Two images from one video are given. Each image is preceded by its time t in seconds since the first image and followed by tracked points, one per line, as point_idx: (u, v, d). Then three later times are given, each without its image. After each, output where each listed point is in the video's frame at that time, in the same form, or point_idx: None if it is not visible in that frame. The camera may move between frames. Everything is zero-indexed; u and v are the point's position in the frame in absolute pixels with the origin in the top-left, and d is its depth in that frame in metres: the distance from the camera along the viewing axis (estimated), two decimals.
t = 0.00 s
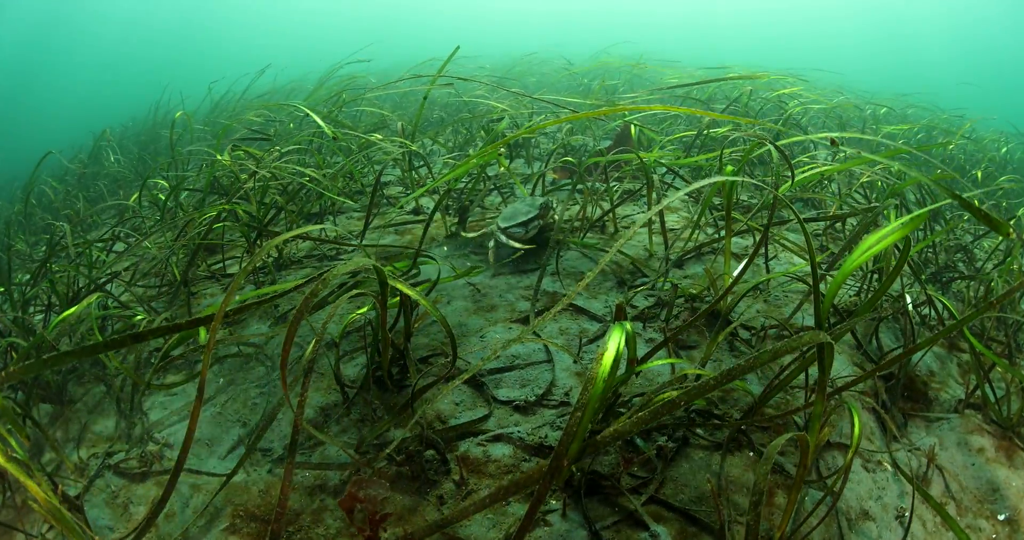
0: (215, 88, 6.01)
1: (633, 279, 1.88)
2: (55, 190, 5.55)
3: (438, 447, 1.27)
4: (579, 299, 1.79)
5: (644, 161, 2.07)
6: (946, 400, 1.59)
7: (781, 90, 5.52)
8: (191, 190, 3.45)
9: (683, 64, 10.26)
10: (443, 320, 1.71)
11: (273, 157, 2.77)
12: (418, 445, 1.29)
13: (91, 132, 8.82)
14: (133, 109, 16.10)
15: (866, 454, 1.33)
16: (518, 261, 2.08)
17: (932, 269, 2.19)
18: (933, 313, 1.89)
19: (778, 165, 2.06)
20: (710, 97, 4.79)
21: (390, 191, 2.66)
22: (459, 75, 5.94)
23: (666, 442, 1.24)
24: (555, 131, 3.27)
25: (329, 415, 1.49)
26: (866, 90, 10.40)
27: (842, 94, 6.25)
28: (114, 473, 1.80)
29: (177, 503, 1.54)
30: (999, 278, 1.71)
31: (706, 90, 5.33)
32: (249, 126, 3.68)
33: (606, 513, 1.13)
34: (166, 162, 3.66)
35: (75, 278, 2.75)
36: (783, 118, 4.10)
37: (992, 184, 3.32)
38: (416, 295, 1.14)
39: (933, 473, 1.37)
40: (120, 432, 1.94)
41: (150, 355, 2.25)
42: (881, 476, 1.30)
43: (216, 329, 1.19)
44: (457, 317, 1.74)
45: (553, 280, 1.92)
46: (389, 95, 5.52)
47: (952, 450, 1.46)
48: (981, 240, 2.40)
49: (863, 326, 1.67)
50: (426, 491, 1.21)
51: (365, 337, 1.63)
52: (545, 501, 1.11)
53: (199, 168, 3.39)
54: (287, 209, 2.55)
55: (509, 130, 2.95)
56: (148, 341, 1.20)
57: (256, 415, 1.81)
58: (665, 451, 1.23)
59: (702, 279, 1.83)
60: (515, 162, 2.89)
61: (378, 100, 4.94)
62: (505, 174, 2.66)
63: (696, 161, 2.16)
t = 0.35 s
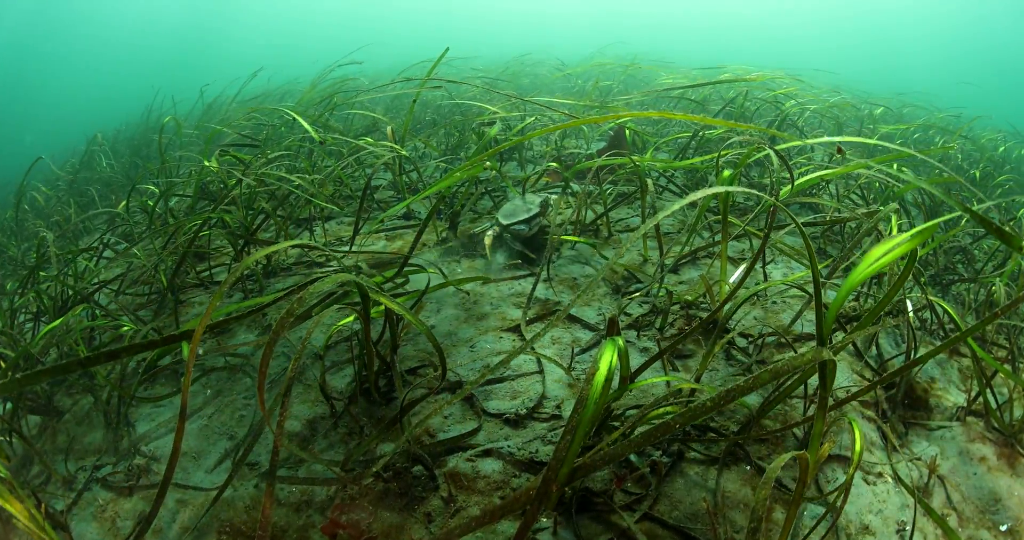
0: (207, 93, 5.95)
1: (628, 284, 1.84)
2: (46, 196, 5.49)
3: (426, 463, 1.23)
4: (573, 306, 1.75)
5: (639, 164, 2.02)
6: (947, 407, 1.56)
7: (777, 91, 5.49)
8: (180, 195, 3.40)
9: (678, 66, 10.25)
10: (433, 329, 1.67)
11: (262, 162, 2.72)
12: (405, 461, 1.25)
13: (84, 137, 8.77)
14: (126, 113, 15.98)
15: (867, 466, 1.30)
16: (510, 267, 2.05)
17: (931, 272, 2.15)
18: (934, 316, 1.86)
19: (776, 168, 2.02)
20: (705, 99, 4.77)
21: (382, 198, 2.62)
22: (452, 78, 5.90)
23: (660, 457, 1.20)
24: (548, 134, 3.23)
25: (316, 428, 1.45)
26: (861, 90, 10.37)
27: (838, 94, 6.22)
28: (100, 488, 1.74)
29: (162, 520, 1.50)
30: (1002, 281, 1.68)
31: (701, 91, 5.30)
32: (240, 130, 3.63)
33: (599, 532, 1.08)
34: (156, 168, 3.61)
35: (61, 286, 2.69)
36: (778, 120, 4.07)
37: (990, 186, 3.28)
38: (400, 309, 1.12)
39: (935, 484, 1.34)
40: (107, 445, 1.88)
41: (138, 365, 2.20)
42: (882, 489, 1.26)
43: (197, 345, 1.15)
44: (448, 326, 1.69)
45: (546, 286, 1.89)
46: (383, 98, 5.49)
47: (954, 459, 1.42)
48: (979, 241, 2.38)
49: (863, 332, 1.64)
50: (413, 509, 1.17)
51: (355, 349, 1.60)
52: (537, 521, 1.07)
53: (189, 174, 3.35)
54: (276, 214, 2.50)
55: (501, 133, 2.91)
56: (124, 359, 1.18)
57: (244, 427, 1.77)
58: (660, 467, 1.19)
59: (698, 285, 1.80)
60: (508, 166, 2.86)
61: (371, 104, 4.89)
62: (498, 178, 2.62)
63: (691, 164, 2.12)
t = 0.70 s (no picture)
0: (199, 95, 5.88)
1: (622, 290, 1.81)
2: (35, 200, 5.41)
3: (412, 479, 1.19)
4: (565, 313, 1.71)
5: (633, 167, 1.98)
6: (947, 415, 1.52)
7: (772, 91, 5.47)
8: (169, 198, 3.34)
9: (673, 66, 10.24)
10: (421, 337, 1.63)
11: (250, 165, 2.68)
12: (391, 475, 1.21)
13: (78, 139, 8.68)
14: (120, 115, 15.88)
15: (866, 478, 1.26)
16: (502, 272, 2.01)
17: (930, 275, 2.12)
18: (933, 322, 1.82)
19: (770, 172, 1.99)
20: (700, 100, 4.74)
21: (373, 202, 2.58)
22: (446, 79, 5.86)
23: (653, 471, 1.16)
24: (542, 135, 3.19)
25: (301, 441, 1.41)
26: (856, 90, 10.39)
27: (833, 94, 6.20)
28: (86, 499, 1.67)
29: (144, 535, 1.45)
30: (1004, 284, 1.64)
31: (697, 91, 5.28)
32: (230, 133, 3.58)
33: None
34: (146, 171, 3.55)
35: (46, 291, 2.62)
36: (774, 120, 4.04)
37: (987, 186, 3.26)
38: (384, 322, 1.08)
39: (936, 495, 1.31)
40: (92, 455, 1.80)
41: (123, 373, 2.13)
42: (882, 501, 1.23)
43: (171, 359, 1.10)
44: (437, 334, 1.66)
45: (538, 292, 1.85)
46: (376, 100, 5.44)
47: (956, 468, 1.39)
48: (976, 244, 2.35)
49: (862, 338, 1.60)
50: (398, 527, 1.13)
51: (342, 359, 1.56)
52: None
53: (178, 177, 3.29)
54: (265, 219, 2.45)
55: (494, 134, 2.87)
56: (95, 376, 1.14)
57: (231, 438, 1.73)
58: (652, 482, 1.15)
59: (693, 291, 1.76)
60: (500, 168, 2.82)
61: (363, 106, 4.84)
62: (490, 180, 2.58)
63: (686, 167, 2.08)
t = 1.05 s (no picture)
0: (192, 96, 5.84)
1: (616, 294, 1.77)
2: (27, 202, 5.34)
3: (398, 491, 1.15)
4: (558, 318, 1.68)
5: (627, 169, 1.94)
6: (947, 421, 1.49)
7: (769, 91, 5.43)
8: (160, 201, 3.30)
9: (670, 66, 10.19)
10: (410, 344, 1.59)
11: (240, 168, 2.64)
12: (377, 486, 1.18)
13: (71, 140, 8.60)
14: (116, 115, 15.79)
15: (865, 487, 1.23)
16: (494, 276, 1.97)
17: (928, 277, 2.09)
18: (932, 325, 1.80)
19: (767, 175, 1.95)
20: (697, 100, 4.70)
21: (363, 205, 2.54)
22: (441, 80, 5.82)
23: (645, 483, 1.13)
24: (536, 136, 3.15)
25: (287, 450, 1.37)
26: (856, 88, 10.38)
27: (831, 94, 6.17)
28: (73, 507, 1.61)
29: None
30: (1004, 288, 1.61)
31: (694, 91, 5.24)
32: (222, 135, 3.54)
33: None
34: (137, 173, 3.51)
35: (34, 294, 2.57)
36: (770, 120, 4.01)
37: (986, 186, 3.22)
38: (364, 332, 1.05)
39: (936, 504, 1.28)
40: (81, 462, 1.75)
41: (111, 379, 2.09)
42: (881, 512, 1.20)
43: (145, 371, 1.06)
44: (426, 339, 1.62)
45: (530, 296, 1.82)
46: (370, 101, 5.39)
47: (956, 476, 1.36)
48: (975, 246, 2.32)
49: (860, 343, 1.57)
50: None
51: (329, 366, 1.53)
52: None
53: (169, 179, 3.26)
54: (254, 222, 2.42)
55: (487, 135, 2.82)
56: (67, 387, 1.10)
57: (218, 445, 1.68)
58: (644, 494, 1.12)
59: (687, 295, 1.73)
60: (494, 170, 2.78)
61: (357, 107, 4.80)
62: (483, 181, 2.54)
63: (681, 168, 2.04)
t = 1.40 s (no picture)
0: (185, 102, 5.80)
1: (608, 303, 1.75)
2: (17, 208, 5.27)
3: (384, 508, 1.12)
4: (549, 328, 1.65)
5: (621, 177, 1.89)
6: (946, 431, 1.47)
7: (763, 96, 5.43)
8: (151, 208, 3.26)
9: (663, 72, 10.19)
10: (398, 355, 1.57)
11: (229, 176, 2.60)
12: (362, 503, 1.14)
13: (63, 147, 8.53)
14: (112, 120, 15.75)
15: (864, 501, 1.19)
16: (485, 286, 1.95)
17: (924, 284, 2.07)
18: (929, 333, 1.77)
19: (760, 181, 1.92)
20: (691, 106, 4.69)
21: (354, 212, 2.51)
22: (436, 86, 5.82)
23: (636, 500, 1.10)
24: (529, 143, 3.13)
25: (273, 464, 1.34)
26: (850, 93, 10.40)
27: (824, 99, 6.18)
28: (58, 520, 1.57)
29: None
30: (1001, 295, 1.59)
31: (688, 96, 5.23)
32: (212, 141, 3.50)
33: None
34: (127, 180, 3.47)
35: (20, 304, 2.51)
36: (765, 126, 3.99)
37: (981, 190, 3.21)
38: (346, 348, 1.01)
39: (937, 517, 1.24)
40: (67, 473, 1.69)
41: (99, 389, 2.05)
42: (880, 526, 1.17)
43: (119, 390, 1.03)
44: (415, 352, 1.59)
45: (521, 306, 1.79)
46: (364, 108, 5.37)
47: (957, 488, 1.33)
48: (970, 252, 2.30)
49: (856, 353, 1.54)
50: None
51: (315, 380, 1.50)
52: None
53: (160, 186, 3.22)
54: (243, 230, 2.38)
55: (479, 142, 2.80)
56: (42, 403, 1.06)
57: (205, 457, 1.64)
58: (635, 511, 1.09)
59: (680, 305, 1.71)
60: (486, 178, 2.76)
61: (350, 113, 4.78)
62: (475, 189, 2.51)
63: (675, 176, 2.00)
